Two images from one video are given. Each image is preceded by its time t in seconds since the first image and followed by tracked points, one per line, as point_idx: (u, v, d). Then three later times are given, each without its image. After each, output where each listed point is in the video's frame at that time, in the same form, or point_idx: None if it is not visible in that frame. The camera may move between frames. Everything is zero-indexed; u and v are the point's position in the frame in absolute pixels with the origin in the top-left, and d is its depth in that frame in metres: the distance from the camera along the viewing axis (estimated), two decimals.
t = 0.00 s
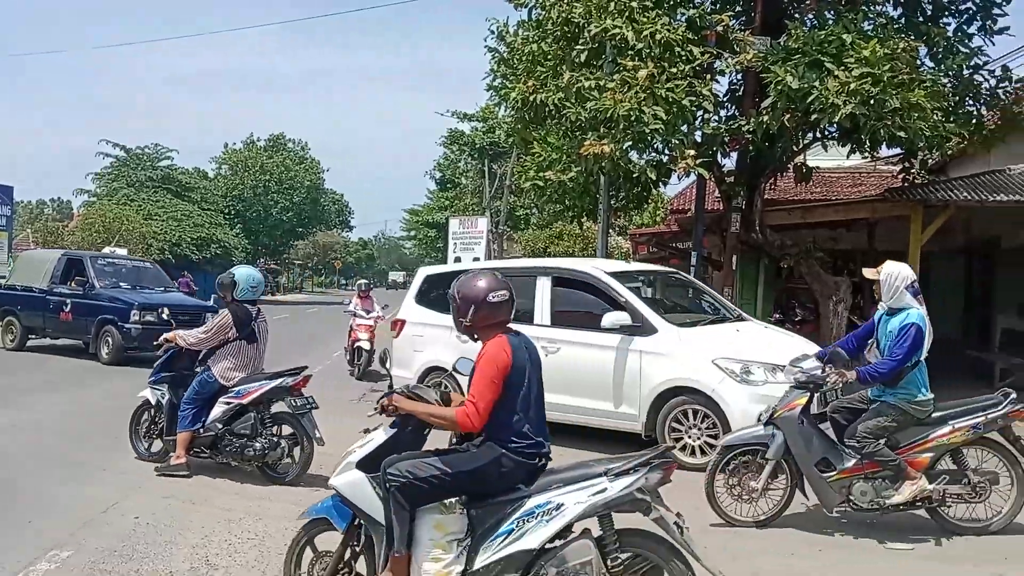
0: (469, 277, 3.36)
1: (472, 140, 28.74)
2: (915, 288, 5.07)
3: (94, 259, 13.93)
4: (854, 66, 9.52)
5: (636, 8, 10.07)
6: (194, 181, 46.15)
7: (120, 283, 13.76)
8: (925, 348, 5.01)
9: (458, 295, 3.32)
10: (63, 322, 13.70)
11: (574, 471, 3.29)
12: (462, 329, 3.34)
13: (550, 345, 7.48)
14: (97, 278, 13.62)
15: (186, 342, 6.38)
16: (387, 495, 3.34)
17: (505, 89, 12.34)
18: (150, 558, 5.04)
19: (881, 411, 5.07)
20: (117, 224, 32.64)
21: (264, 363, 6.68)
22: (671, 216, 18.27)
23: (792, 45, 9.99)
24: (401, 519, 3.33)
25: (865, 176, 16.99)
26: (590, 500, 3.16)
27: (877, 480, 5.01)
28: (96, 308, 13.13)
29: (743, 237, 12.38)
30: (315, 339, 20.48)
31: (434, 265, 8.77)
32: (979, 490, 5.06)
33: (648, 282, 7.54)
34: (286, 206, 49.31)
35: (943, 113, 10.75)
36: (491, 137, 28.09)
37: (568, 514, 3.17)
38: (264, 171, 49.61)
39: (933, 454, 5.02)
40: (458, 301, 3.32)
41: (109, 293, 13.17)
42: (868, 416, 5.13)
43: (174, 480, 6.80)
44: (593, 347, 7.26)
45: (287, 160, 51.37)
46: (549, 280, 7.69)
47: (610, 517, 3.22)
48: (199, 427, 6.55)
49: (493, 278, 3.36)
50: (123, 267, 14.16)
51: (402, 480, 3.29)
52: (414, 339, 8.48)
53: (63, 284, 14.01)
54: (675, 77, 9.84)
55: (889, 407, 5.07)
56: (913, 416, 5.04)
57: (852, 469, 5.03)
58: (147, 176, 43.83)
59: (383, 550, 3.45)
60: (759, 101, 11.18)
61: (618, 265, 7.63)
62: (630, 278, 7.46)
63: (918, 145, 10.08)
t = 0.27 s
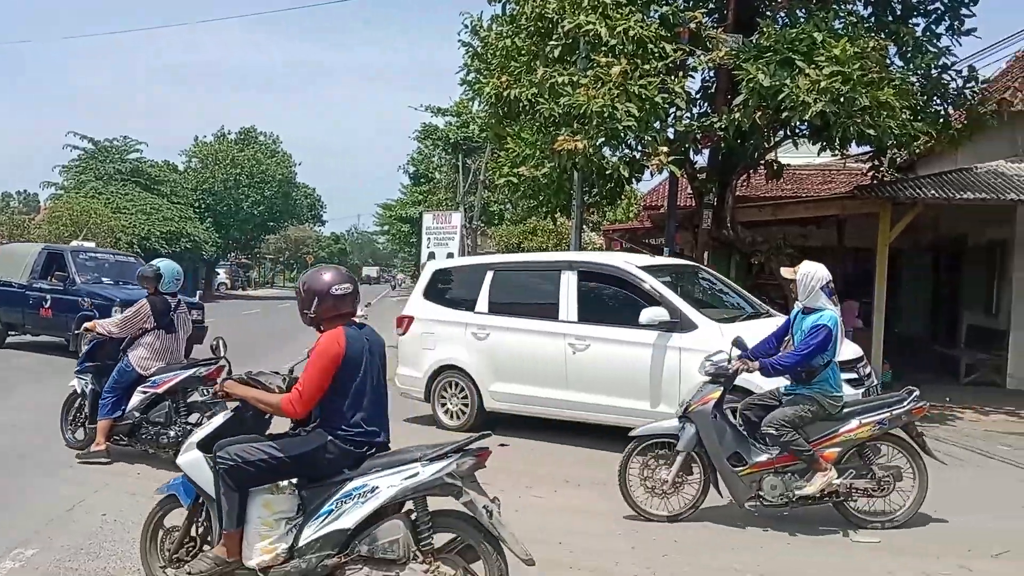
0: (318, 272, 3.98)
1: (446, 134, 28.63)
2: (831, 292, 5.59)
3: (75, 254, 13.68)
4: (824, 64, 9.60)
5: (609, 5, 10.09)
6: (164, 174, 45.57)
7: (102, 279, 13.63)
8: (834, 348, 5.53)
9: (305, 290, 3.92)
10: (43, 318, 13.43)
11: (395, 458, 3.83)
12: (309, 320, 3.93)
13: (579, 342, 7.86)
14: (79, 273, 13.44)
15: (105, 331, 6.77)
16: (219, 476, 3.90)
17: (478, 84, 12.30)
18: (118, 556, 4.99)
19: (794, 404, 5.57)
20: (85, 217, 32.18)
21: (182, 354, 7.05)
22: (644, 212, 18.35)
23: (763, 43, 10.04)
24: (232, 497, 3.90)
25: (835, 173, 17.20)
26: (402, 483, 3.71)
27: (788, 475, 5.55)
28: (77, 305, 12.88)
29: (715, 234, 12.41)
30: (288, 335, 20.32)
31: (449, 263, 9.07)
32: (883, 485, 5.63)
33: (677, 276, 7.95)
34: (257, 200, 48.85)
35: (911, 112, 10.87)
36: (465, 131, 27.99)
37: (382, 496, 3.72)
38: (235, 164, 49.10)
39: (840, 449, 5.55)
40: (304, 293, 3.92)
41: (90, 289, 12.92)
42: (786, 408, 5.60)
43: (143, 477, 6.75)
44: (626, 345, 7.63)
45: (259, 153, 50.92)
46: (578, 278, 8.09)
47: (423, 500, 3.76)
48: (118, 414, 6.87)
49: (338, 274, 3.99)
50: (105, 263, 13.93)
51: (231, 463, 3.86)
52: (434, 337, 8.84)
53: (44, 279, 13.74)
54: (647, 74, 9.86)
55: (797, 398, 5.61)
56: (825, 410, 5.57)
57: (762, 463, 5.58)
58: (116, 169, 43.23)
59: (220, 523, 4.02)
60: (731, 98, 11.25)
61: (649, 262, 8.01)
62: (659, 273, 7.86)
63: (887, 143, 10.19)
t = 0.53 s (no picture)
0: (162, 262, 4.15)
1: (419, 131, 28.53)
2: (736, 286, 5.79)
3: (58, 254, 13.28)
4: (795, 64, 9.68)
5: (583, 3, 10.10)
6: (133, 170, 45.02)
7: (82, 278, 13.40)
8: (737, 339, 5.69)
9: (150, 279, 4.09)
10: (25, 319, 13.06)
11: (220, 442, 4.03)
12: (154, 308, 4.10)
13: (613, 340, 7.66)
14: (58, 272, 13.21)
15: (25, 321, 6.67)
16: (55, 454, 4.10)
17: (452, 81, 12.25)
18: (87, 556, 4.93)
19: (709, 400, 5.71)
20: (53, 213, 31.70)
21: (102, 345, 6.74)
22: (617, 211, 18.40)
23: (735, 42, 10.11)
24: (70, 475, 4.10)
25: (805, 172, 17.38)
26: (220, 467, 3.92)
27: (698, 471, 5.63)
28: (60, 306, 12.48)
29: (688, 233, 12.43)
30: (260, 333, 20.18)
31: (468, 259, 8.81)
32: (793, 479, 5.74)
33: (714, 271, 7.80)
34: (229, 197, 48.42)
35: (880, 112, 11.00)
36: (439, 128, 27.92)
37: (202, 477, 3.92)
38: (206, 160, 48.62)
39: (751, 443, 5.69)
40: (150, 283, 4.09)
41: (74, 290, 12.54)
42: (700, 405, 5.73)
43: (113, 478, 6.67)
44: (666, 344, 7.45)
45: (230, 149, 50.43)
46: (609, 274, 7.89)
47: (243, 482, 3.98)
48: (37, 402, 6.85)
49: (182, 264, 4.16)
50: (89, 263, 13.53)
51: (64, 442, 4.08)
52: (453, 336, 8.58)
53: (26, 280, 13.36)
54: (621, 73, 9.89)
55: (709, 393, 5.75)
56: (736, 404, 5.70)
57: (675, 457, 5.65)
58: (84, 164, 42.63)
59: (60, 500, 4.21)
60: (703, 98, 11.31)
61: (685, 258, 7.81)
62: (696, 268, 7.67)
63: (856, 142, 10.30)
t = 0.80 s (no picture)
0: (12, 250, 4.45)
1: (396, 123, 28.37)
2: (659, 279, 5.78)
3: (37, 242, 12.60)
4: (769, 59, 9.74)
5: None
6: (105, 161, 44.42)
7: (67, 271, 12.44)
8: (657, 331, 5.69)
9: None
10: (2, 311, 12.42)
11: (48, 419, 4.29)
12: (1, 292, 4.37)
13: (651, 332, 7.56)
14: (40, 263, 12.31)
15: None
16: None
17: (429, 73, 12.18)
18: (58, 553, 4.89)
19: (630, 397, 5.73)
20: (23, 205, 31.24)
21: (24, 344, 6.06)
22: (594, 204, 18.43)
23: (711, 37, 10.14)
24: None
25: (781, 166, 17.49)
26: (47, 443, 4.19)
27: (618, 457, 5.67)
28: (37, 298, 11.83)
29: (664, 226, 12.45)
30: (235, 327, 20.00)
31: (492, 250, 8.63)
32: (716, 469, 5.86)
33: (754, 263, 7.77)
34: (203, 188, 47.93)
35: (854, 106, 11.10)
36: (416, 120, 27.77)
37: (29, 452, 4.18)
38: (179, 151, 48.08)
39: (673, 434, 5.76)
40: None
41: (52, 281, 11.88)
42: (625, 400, 5.75)
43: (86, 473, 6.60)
44: (707, 337, 7.41)
45: (204, 141, 49.93)
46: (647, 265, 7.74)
47: (69, 457, 4.26)
48: None
49: (31, 253, 4.47)
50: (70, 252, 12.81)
51: None
52: (477, 328, 8.40)
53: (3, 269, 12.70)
54: (596, 67, 9.90)
55: (630, 387, 5.78)
56: (655, 396, 5.73)
57: (600, 446, 5.71)
58: (54, 155, 42.04)
59: None
60: (679, 92, 11.35)
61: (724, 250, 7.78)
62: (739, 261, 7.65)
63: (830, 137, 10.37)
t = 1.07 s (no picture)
0: None
1: (385, 120, 28.30)
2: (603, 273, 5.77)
3: (36, 241, 12.47)
4: (757, 56, 9.79)
5: None
6: (92, 157, 44.16)
7: (66, 269, 12.31)
8: (600, 326, 5.67)
9: None
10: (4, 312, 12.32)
11: None
12: None
13: (708, 332, 7.54)
14: (39, 262, 12.17)
15: None
16: None
17: (417, 69, 12.16)
18: (46, 550, 4.88)
19: (573, 394, 5.76)
20: (9, 201, 31.01)
21: None
22: (583, 201, 18.45)
23: (698, 34, 10.17)
24: None
25: (768, 163, 17.57)
26: None
27: (556, 451, 5.76)
28: (37, 297, 11.70)
29: (653, 223, 12.49)
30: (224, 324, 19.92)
31: (531, 245, 8.40)
32: (659, 463, 5.90)
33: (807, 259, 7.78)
34: (191, 185, 47.72)
35: (841, 104, 11.16)
36: (405, 117, 27.71)
37: None
38: (166, 147, 47.82)
39: (618, 427, 5.81)
40: None
41: (52, 279, 11.72)
42: (569, 396, 5.79)
43: (74, 471, 6.58)
44: (769, 336, 7.39)
45: (192, 137, 49.70)
46: (701, 262, 7.73)
47: None
48: None
49: None
50: (71, 251, 12.66)
51: None
52: (519, 324, 8.18)
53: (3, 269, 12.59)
54: (585, 64, 9.92)
55: (575, 382, 5.80)
56: (598, 392, 5.76)
57: (546, 440, 5.79)
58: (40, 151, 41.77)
59: None
60: (667, 89, 11.38)
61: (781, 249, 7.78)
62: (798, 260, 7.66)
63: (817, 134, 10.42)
